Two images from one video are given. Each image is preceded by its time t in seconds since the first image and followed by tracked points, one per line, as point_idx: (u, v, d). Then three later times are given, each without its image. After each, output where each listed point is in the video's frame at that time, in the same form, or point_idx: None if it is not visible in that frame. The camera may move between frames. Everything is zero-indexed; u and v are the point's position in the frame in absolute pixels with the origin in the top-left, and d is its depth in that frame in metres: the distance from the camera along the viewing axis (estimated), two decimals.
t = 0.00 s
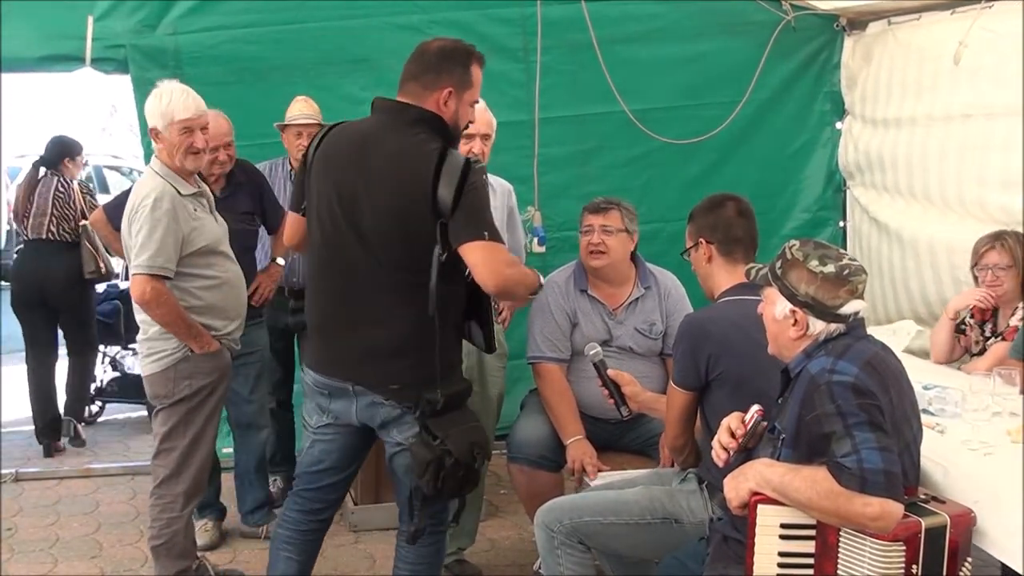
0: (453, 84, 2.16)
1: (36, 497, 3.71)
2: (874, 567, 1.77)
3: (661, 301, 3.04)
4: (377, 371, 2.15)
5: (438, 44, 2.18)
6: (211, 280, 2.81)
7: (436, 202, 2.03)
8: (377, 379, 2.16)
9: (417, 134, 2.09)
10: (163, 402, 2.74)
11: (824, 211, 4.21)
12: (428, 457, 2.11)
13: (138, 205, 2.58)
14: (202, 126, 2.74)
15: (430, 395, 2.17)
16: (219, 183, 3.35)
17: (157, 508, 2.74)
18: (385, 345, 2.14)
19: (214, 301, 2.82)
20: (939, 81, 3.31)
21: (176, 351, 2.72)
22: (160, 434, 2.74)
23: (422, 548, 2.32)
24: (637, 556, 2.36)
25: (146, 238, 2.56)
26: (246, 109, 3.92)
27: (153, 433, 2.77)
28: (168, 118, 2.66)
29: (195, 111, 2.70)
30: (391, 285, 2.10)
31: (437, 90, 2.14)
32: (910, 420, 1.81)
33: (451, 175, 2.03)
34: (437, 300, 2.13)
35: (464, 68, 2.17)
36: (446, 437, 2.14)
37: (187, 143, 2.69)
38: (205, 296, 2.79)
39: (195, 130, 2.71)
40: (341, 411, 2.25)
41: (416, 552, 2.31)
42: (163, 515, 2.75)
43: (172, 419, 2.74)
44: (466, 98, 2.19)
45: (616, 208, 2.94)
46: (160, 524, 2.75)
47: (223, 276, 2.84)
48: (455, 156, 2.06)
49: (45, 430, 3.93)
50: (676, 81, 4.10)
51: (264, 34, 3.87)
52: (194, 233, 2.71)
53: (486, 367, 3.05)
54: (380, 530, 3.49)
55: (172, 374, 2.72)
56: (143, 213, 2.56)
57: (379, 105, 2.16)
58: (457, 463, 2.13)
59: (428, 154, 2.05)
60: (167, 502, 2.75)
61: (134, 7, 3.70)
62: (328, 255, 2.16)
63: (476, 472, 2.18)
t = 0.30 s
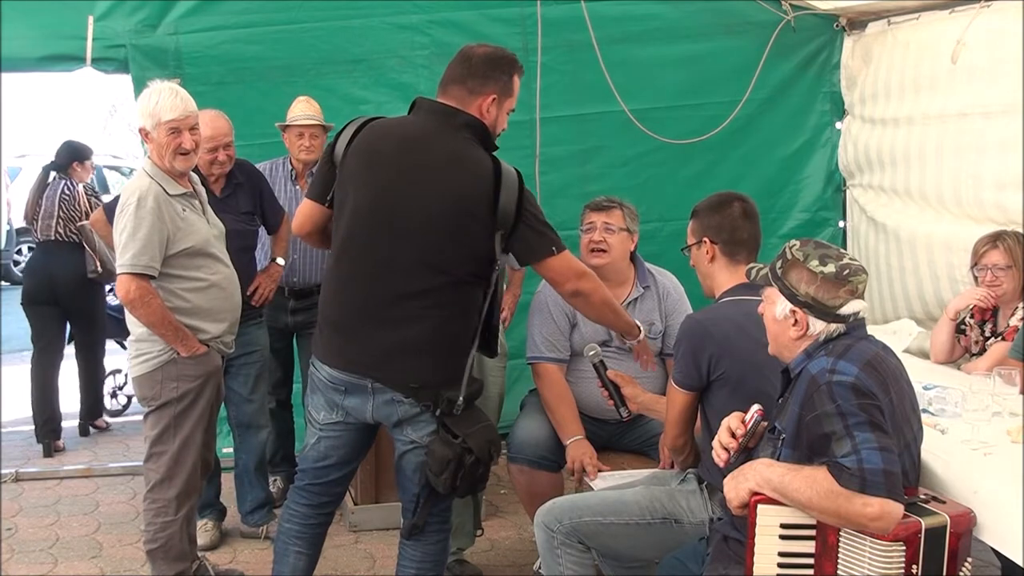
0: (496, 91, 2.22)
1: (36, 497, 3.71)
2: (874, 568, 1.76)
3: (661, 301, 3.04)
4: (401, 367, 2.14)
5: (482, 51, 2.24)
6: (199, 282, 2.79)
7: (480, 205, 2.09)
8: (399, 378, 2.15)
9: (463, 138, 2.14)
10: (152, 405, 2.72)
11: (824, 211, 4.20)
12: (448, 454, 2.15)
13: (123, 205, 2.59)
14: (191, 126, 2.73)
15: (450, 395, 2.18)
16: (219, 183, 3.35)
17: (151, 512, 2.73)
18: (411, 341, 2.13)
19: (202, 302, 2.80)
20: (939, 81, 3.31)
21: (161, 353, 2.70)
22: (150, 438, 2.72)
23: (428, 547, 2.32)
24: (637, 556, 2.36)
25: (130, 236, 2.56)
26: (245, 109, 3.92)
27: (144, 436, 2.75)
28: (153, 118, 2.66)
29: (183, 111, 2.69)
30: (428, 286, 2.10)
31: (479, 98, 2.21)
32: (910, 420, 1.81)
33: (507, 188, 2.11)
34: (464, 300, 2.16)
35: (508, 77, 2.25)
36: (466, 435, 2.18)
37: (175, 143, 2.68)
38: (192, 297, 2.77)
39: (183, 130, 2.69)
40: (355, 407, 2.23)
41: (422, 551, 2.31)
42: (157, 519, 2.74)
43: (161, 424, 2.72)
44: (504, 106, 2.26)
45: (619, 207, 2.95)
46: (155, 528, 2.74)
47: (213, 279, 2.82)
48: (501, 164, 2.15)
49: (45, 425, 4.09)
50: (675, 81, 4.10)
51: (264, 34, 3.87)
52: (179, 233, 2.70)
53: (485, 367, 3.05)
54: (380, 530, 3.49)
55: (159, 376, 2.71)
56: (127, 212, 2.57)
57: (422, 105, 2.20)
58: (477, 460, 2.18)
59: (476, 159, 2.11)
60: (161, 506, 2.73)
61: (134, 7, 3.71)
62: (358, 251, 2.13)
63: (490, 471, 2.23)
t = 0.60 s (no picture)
0: (505, 91, 2.23)
1: (36, 497, 3.71)
2: (874, 568, 1.76)
3: (660, 301, 3.04)
4: (411, 367, 2.14)
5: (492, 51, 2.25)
6: (188, 284, 2.79)
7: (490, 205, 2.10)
8: (410, 378, 2.15)
9: (472, 138, 2.15)
10: (140, 408, 2.71)
11: (824, 211, 4.19)
12: (460, 454, 2.15)
13: (116, 202, 2.59)
14: (189, 126, 2.72)
15: (459, 395, 2.18)
16: (219, 183, 3.35)
17: (146, 516, 2.73)
18: (422, 341, 2.13)
19: (192, 304, 2.80)
20: (938, 81, 3.31)
21: (149, 354, 2.69)
22: (141, 442, 2.71)
23: (434, 546, 2.32)
24: (637, 556, 2.36)
25: (120, 234, 2.55)
26: (245, 109, 3.92)
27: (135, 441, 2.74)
28: (150, 116, 2.66)
29: (180, 110, 2.69)
30: (439, 287, 2.10)
31: (485, 100, 2.21)
32: (911, 420, 1.81)
33: (517, 189, 2.13)
34: (474, 300, 2.16)
35: (518, 78, 2.26)
36: (476, 435, 2.18)
37: (171, 142, 2.68)
38: (182, 298, 2.77)
39: (179, 130, 2.69)
40: (364, 407, 2.23)
41: (425, 551, 2.32)
42: (153, 522, 2.74)
43: (152, 427, 2.71)
44: (514, 106, 2.27)
45: (624, 213, 2.94)
46: (150, 531, 2.74)
47: (204, 282, 2.82)
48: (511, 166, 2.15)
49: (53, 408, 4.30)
50: (675, 81, 4.10)
51: (264, 33, 3.87)
52: (171, 234, 2.69)
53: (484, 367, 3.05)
54: (379, 530, 3.49)
55: (147, 378, 2.70)
56: (119, 211, 2.56)
57: (430, 106, 2.21)
58: (487, 459, 2.18)
59: (487, 159, 2.12)
60: (155, 510, 2.73)
61: (134, 7, 3.71)
62: (368, 252, 2.12)
63: (499, 471, 2.24)
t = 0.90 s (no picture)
0: (498, 90, 2.21)
1: (36, 497, 3.71)
2: (874, 568, 1.76)
3: (661, 301, 3.04)
4: (409, 369, 2.14)
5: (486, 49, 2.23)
6: (181, 285, 2.79)
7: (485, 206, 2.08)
8: (408, 379, 2.15)
9: (466, 138, 2.13)
10: (132, 407, 2.71)
11: (824, 211, 4.19)
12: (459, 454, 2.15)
13: (114, 202, 2.59)
14: (185, 126, 2.73)
15: (458, 395, 2.18)
16: (219, 183, 3.34)
17: (142, 517, 2.73)
18: (420, 343, 2.13)
19: (185, 304, 2.80)
20: (938, 82, 3.31)
21: (143, 353, 2.68)
22: (133, 443, 2.71)
23: (434, 545, 2.32)
24: (637, 556, 2.36)
25: (117, 235, 2.56)
26: (245, 109, 3.92)
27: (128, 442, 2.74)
28: (146, 117, 2.66)
29: (175, 110, 2.69)
30: (436, 288, 2.10)
31: (478, 98, 2.20)
32: (911, 420, 1.82)
33: (512, 189, 2.11)
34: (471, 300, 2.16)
35: (511, 75, 2.24)
36: (475, 435, 2.19)
37: (167, 143, 2.68)
38: (175, 298, 2.77)
39: (175, 131, 2.69)
40: (364, 408, 2.24)
41: (423, 552, 2.32)
42: (149, 523, 2.74)
43: (144, 428, 2.70)
44: (506, 105, 2.26)
45: (626, 215, 2.94)
46: (146, 532, 2.75)
47: (196, 282, 2.82)
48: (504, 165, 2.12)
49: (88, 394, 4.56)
50: (676, 81, 4.10)
51: (264, 33, 3.87)
52: (166, 234, 2.70)
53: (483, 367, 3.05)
54: (378, 530, 3.49)
55: (139, 377, 2.69)
56: (119, 210, 2.57)
57: (423, 105, 2.19)
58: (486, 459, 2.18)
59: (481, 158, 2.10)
60: (150, 511, 2.74)
61: (134, 8, 3.72)
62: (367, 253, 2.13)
63: (498, 471, 2.24)
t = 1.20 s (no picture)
0: (490, 94, 2.20)
1: (36, 497, 3.71)
2: (874, 568, 1.76)
3: (661, 301, 3.04)
4: (400, 371, 2.15)
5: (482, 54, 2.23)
6: (173, 280, 2.78)
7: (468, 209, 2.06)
8: (400, 382, 2.16)
9: (451, 140, 2.11)
10: (127, 402, 2.70)
11: (824, 212, 4.19)
12: (452, 457, 2.15)
13: (105, 196, 2.59)
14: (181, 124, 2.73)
15: (452, 397, 2.19)
16: (219, 183, 3.33)
17: (142, 512, 2.74)
18: (410, 346, 2.14)
19: (177, 300, 2.79)
20: (937, 82, 3.31)
21: (134, 348, 2.67)
22: (131, 439, 2.71)
23: (431, 546, 2.32)
24: (637, 556, 2.36)
25: (110, 228, 2.56)
26: (245, 109, 3.92)
27: (125, 439, 2.74)
28: (143, 113, 2.66)
29: (173, 107, 2.70)
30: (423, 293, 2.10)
31: (471, 100, 2.19)
32: (911, 421, 1.82)
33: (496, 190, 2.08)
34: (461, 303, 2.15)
35: (506, 80, 2.23)
36: (469, 437, 2.18)
37: (163, 140, 2.68)
38: (167, 294, 2.76)
39: (172, 128, 2.70)
40: (361, 410, 2.24)
41: (422, 552, 2.31)
42: (149, 518, 2.74)
43: (140, 423, 2.70)
44: (499, 110, 2.24)
45: (626, 212, 2.95)
46: (147, 527, 2.75)
47: (187, 278, 2.82)
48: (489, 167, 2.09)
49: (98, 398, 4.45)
50: (676, 81, 4.10)
51: (264, 33, 3.87)
52: (159, 229, 2.70)
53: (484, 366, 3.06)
54: (377, 530, 3.49)
55: (133, 372, 2.69)
56: (109, 205, 2.57)
57: (411, 107, 2.18)
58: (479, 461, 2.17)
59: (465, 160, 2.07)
60: (150, 505, 2.74)
61: (133, 8, 3.72)
62: (358, 256, 2.14)
63: (494, 472, 2.23)
